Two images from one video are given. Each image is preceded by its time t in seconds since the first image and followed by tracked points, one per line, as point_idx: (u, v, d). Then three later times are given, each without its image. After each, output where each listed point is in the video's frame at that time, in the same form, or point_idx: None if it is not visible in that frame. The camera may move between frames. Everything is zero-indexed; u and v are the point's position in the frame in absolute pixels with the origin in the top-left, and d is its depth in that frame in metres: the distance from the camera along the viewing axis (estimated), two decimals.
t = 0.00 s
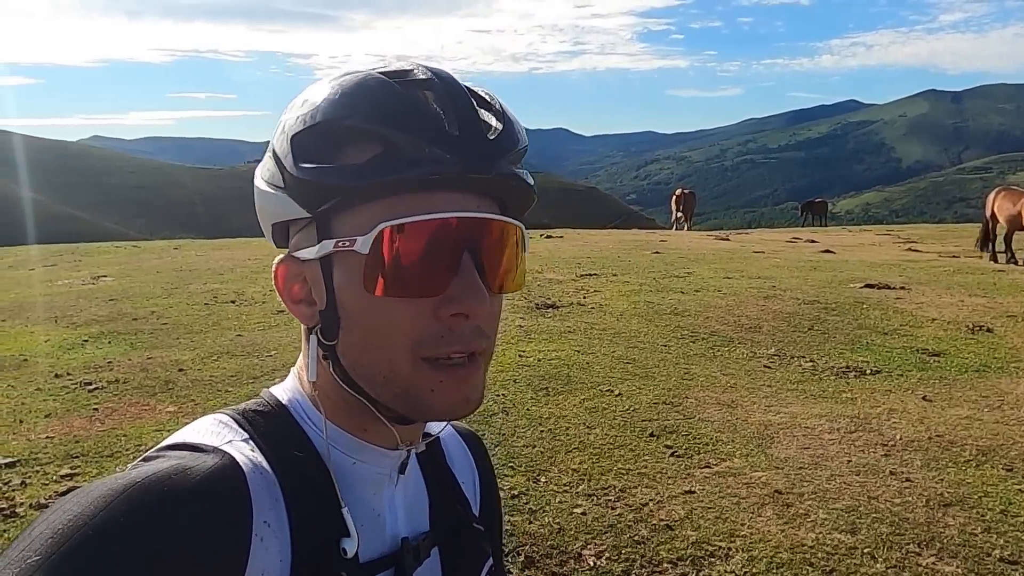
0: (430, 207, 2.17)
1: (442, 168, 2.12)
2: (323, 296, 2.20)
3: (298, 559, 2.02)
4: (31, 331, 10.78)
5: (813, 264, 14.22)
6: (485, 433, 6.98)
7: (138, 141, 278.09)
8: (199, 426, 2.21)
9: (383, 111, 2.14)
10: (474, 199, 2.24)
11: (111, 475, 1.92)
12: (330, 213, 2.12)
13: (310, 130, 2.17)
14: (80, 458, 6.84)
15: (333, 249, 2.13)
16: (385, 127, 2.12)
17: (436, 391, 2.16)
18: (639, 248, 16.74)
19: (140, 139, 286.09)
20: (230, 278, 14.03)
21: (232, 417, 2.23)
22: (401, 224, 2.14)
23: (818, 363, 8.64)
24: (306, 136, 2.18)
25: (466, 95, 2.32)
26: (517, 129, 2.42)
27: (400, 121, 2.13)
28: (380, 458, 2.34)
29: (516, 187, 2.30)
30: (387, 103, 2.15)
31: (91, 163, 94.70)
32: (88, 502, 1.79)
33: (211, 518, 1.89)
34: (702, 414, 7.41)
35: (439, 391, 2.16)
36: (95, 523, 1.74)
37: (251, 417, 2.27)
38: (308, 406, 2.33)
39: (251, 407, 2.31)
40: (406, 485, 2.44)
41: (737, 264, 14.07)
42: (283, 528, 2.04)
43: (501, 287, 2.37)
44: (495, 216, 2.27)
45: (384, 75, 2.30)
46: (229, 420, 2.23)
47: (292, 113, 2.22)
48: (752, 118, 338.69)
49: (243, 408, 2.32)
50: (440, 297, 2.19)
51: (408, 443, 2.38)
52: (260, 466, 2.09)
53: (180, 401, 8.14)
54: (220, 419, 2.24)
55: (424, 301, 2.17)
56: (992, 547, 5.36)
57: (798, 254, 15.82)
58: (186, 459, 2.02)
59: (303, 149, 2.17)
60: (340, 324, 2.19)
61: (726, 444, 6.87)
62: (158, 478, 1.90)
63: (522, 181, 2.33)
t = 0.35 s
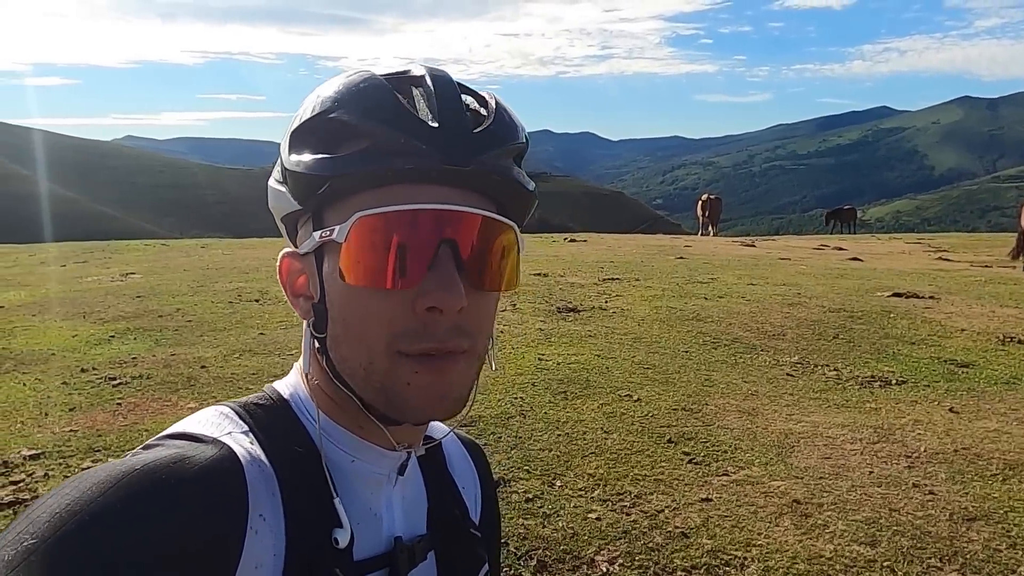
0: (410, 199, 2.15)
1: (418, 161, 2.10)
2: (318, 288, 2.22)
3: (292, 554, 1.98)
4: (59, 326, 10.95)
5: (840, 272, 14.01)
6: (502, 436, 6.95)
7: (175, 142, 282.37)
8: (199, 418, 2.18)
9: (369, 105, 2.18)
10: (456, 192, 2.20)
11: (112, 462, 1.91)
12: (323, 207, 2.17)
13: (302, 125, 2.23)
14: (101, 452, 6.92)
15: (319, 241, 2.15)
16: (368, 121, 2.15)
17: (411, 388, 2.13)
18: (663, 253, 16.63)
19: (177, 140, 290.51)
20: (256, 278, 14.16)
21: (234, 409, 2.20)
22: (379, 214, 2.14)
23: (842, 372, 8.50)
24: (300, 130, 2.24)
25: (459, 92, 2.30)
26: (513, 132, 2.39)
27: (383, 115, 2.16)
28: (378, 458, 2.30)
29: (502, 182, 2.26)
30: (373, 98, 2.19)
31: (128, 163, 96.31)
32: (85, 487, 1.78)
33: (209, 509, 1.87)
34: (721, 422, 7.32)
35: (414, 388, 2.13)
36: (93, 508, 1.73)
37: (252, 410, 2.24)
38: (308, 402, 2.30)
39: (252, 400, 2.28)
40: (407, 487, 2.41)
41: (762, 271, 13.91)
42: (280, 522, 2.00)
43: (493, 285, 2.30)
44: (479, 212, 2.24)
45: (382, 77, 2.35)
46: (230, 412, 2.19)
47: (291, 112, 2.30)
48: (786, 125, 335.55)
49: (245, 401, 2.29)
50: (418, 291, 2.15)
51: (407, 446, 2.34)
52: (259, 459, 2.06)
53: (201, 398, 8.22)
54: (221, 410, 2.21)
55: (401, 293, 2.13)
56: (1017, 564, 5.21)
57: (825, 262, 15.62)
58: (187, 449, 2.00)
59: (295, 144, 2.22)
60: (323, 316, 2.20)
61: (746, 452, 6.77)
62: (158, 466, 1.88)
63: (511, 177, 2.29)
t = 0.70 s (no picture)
0: (413, 204, 2.15)
1: (417, 164, 2.09)
2: (320, 293, 2.22)
3: (294, 555, 1.98)
4: (77, 326, 11.05)
5: (857, 278, 13.90)
6: (514, 439, 6.93)
7: (194, 146, 284.63)
8: (208, 415, 2.18)
9: (365, 109, 2.17)
10: (455, 193, 2.19)
11: (119, 459, 1.91)
12: (322, 212, 2.16)
13: (299, 130, 2.23)
14: (117, 451, 6.96)
15: (320, 249, 2.16)
16: (365, 125, 2.15)
17: (419, 388, 2.12)
18: (678, 257, 16.58)
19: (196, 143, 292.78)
20: (271, 279, 14.23)
21: (241, 407, 2.20)
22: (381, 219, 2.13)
23: (859, 378, 8.42)
24: (297, 136, 2.24)
25: (456, 89, 2.29)
26: (514, 128, 2.38)
27: (379, 118, 2.16)
28: (384, 459, 2.29)
29: (505, 179, 2.25)
30: (368, 102, 2.19)
31: (148, 166, 97.11)
32: (91, 485, 1.78)
33: (213, 508, 1.87)
34: (735, 427, 7.26)
35: (422, 389, 2.12)
36: (98, 506, 1.73)
37: (259, 408, 2.24)
38: (314, 401, 2.29)
39: (261, 398, 2.28)
40: (414, 489, 2.39)
41: (778, 276, 13.83)
42: (283, 523, 2.00)
43: (497, 286, 2.29)
44: (483, 212, 2.22)
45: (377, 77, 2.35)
46: (238, 410, 2.19)
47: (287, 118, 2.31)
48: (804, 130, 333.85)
49: (253, 398, 2.29)
50: (422, 295, 2.15)
51: (414, 446, 2.32)
52: (263, 458, 2.06)
53: (216, 398, 8.26)
54: (229, 407, 2.21)
55: (405, 298, 2.13)
56: None
57: (842, 267, 15.50)
58: (192, 446, 2.00)
59: (293, 149, 2.23)
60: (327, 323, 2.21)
61: (759, 458, 6.71)
62: (163, 463, 1.89)
63: (514, 174, 2.28)
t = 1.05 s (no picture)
0: (440, 199, 2.17)
1: (451, 162, 2.13)
2: (331, 290, 2.20)
3: (302, 550, 1.98)
4: (86, 326, 11.09)
5: (864, 279, 13.87)
6: (521, 440, 6.93)
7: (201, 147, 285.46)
8: (214, 410, 2.19)
9: (388, 102, 2.14)
10: (483, 188, 2.23)
11: (128, 456, 1.91)
12: (337, 208, 2.13)
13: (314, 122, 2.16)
14: (125, 450, 6.98)
15: (342, 244, 2.12)
16: (392, 119, 2.12)
17: (449, 378, 2.15)
18: (685, 258, 16.57)
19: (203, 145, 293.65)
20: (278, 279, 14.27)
21: (246, 402, 2.21)
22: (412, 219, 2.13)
23: (866, 380, 8.39)
24: (309, 128, 2.17)
25: (471, 82, 2.33)
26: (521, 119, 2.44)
27: (405, 113, 2.14)
28: (390, 451, 2.30)
29: (523, 173, 2.31)
30: (391, 94, 2.15)
31: (156, 166, 97.41)
32: (100, 483, 1.79)
33: (223, 503, 1.87)
34: (742, 428, 7.25)
35: (452, 378, 2.14)
36: (107, 504, 1.74)
37: (265, 404, 2.24)
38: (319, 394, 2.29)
39: (265, 393, 2.29)
40: (419, 480, 2.40)
41: (785, 277, 13.80)
42: (292, 517, 2.00)
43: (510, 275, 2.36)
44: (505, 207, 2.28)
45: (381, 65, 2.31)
46: (244, 405, 2.20)
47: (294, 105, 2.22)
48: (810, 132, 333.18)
49: (258, 393, 2.30)
50: (453, 289, 2.19)
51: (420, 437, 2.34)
52: (271, 452, 2.05)
53: (224, 398, 8.28)
54: (235, 403, 2.22)
55: (438, 293, 2.17)
56: None
57: (849, 268, 15.46)
58: (200, 442, 2.00)
59: (309, 143, 2.17)
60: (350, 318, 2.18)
61: (766, 459, 6.69)
62: (172, 460, 1.89)
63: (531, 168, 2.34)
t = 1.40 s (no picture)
0: (465, 174, 2.20)
1: (481, 137, 2.17)
2: (348, 264, 2.20)
3: (287, 521, 2.00)
4: (93, 324, 11.14)
5: (870, 280, 13.81)
6: (524, 437, 6.93)
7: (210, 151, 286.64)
8: (207, 380, 2.24)
9: (422, 76, 2.18)
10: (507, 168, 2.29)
11: (116, 420, 1.97)
12: (361, 178, 2.14)
13: (344, 93, 2.19)
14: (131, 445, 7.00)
15: (369, 214, 2.14)
16: (425, 92, 2.16)
17: (467, 353, 2.18)
18: (690, 259, 16.53)
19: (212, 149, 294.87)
20: (284, 279, 14.30)
21: (239, 373, 2.26)
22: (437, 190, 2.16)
23: (872, 380, 8.35)
24: (338, 99, 2.20)
25: (496, 65, 2.38)
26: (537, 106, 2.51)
27: (438, 89, 2.17)
28: (380, 428, 2.32)
29: (544, 160, 2.36)
30: (425, 69, 2.19)
31: (165, 170, 97.87)
32: (85, 444, 1.85)
33: (208, 468, 1.92)
34: (746, 427, 7.22)
35: (471, 354, 2.17)
36: (89, 464, 1.79)
37: (257, 375, 2.29)
38: (315, 368, 2.33)
39: (258, 365, 2.33)
40: (407, 461, 2.40)
41: (791, 278, 13.76)
42: (277, 488, 2.03)
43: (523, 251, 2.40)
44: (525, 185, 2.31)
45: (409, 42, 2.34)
46: (236, 376, 2.25)
47: (323, 78, 2.25)
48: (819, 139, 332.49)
49: (251, 365, 2.34)
50: (475, 262, 2.21)
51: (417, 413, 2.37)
52: (259, 421, 2.10)
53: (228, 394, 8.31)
54: (228, 373, 2.27)
55: (461, 265, 2.19)
56: None
57: (855, 270, 15.41)
58: (190, 408, 2.06)
59: (339, 113, 2.19)
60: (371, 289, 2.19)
61: (770, 457, 6.67)
62: (159, 423, 1.94)
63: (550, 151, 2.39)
